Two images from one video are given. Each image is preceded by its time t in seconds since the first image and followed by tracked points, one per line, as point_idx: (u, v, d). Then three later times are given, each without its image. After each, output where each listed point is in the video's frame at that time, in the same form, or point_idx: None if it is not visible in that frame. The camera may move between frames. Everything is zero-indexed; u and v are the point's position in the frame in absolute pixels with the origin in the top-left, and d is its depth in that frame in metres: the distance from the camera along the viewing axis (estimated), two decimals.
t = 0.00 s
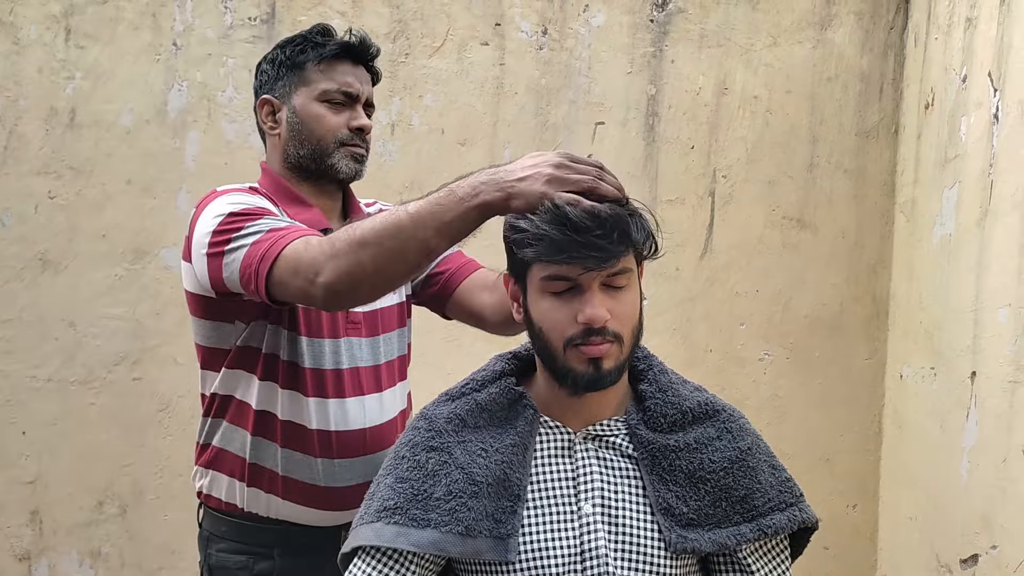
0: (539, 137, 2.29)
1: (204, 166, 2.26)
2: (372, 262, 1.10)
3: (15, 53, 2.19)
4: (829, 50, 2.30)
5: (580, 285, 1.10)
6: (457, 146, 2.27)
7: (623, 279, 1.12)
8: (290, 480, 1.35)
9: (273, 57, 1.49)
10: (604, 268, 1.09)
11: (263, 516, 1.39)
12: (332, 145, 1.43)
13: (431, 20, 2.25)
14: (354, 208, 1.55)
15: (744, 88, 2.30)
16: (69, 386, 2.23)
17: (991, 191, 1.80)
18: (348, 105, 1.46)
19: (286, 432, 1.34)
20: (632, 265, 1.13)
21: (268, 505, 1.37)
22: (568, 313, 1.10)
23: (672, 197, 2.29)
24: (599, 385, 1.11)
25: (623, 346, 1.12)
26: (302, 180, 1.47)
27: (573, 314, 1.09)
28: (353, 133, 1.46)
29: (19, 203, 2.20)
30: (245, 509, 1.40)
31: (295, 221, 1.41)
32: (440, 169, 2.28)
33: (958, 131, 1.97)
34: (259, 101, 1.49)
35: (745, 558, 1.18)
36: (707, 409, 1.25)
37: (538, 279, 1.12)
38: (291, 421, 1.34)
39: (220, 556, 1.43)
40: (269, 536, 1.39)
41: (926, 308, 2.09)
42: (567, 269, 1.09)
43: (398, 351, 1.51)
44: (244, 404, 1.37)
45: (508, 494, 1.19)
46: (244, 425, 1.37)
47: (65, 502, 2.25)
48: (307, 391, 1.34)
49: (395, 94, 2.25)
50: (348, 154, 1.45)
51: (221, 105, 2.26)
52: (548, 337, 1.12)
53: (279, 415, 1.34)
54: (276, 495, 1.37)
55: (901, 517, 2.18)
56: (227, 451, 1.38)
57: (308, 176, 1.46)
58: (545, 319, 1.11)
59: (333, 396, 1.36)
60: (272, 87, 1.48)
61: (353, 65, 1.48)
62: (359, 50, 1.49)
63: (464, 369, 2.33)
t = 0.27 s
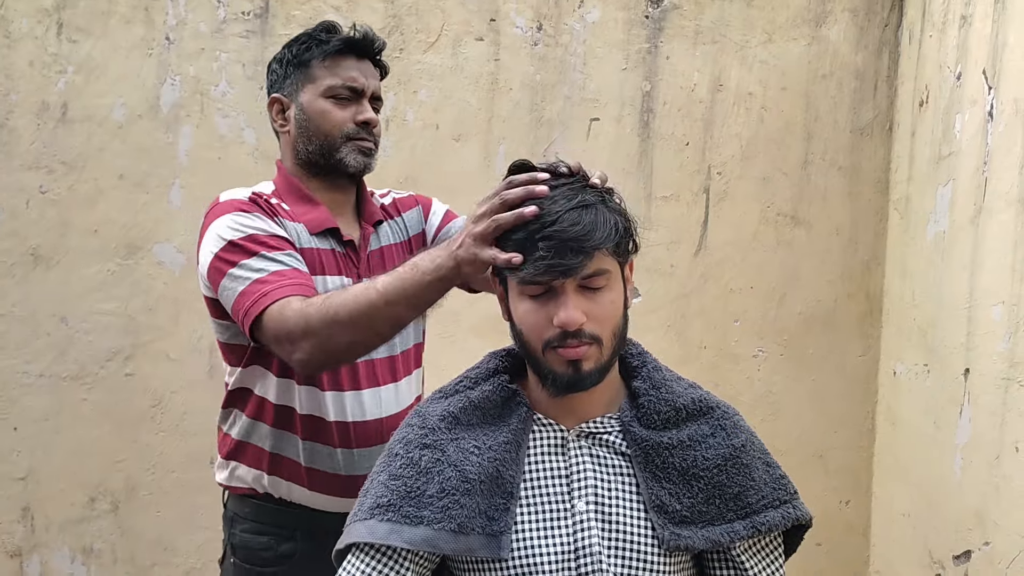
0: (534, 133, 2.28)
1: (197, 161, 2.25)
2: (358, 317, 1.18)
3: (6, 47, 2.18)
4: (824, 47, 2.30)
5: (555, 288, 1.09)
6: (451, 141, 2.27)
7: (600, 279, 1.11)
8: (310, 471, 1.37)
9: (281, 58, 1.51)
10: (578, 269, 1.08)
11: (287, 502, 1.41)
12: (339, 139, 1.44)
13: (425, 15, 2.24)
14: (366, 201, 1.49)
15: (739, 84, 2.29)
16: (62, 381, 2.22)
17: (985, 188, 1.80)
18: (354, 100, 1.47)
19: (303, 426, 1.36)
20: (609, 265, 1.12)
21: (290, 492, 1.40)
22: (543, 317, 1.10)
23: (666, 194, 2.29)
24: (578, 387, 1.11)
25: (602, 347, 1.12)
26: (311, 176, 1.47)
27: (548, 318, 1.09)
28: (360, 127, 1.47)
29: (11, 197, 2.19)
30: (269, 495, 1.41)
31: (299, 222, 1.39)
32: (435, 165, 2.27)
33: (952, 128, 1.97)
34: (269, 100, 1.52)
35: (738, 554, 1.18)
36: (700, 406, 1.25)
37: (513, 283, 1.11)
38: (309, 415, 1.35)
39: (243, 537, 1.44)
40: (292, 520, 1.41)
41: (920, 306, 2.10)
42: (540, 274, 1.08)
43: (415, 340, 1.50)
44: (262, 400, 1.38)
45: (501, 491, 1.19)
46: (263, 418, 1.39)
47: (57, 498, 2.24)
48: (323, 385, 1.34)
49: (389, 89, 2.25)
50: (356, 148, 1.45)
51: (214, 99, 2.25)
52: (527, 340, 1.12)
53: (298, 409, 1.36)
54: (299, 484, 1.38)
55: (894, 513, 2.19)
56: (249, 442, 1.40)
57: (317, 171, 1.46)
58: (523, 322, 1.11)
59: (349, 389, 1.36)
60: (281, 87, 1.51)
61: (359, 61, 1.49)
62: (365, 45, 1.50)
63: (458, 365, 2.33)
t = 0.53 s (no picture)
0: (532, 125, 2.27)
1: (194, 150, 2.23)
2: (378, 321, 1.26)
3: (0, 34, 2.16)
4: (822, 40, 2.29)
5: (565, 285, 1.11)
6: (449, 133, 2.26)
7: (608, 279, 1.13)
8: (363, 457, 1.44)
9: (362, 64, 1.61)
10: (586, 266, 1.10)
11: (341, 486, 1.48)
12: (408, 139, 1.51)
13: (423, 6, 2.24)
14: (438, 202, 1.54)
15: (737, 77, 2.29)
16: (57, 372, 2.21)
17: (983, 182, 1.81)
18: (426, 102, 1.53)
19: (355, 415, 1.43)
20: (618, 265, 1.13)
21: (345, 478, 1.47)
22: (550, 313, 1.11)
23: (664, 186, 2.29)
24: (581, 384, 1.13)
25: (607, 346, 1.13)
26: (388, 176, 1.54)
27: (555, 315, 1.11)
28: (430, 128, 1.53)
29: (5, 187, 2.17)
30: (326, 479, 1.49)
31: (363, 221, 1.45)
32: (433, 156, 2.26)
33: (950, 122, 1.97)
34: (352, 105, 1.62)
35: (738, 548, 1.19)
36: (702, 400, 1.25)
37: (523, 276, 1.13)
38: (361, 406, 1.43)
39: (302, 513, 1.52)
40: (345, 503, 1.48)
41: (916, 300, 2.10)
42: (551, 269, 1.10)
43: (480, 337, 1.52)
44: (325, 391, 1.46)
45: (503, 484, 1.19)
46: (327, 408, 1.46)
47: (53, 488, 2.24)
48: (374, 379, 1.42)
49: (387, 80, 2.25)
50: (425, 148, 1.51)
51: (210, 89, 2.23)
52: (533, 336, 1.13)
53: (351, 400, 1.43)
54: (351, 471, 1.46)
55: (889, 506, 2.20)
56: (309, 427, 1.49)
57: (392, 171, 1.53)
58: (530, 317, 1.13)
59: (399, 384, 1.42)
60: (361, 92, 1.60)
61: (432, 63, 1.54)
62: (441, 48, 1.56)
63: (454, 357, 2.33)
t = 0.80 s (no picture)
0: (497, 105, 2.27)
1: (152, 129, 2.19)
2: (387, 202, 1.28)
3: None
4: (782, 25, 2.34)
5: (565, 266, 1.13)
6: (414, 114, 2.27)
7: (605, 262, 1.16)
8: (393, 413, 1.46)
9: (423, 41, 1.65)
10: (591, 249, 1.12)
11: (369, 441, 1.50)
12: (452, 113, 1.54)
13: None
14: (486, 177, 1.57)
15: (700, 61, 2.32)
16: (13, 354, 2.18)
17: (935, 166, 1.87)
18: (473, 78, 1.55)
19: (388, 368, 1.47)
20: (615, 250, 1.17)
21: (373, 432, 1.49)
22: (549, 294, 1.14)
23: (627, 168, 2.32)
24: (575, 364, 1.16)
25: (599, 327, 1.17)
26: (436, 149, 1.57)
27: (554, 296, 1.13)
28: (475, 103, 1.55)
29: None
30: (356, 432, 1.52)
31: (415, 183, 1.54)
32: (398, 135, 2.28)
33: (905, 107, 2.03)
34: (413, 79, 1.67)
35: (705, 522, 1.24)
36: (671, 380, 1.29)
37: (522, 256, 1.15)
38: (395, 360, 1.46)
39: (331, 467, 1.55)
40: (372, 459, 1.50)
41: (870, 280, 2.17)
42: (554, 250, 1.12)
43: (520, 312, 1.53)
44: (363, 339, 1.51)
45: (477, 465, 1.20)
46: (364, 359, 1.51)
47: (9, 472, 2.21)
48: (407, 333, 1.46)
49: (351, 60, 2.24)
50: (469, 123, 1.54)
51: (169, 66, 2.18)
52: (528, 315, 1.16)
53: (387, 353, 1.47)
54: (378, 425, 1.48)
55: (842, 479, 2.29)
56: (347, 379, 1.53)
57: (440, 145, 1.56)
58: (527, 296, 1.15)
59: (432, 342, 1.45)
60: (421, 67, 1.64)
61: (482, 39, 1.56)
62: (493, 25, 1.58)
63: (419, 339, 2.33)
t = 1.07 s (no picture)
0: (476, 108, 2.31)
1: (134, 132, 2.21)
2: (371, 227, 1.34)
3: None
4: (755, 29, 2.39)
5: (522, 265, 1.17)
6: (395, 117, 2.31)
7: (563, 258, 1.20)
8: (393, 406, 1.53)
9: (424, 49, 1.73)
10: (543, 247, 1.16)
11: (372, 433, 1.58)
12: (445, 119, 1.61)
13: None
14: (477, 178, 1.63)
15: (675, 64, 2.37)
16: None
17: (901, 167, 1.92)
18: (466, 86, 1.62)
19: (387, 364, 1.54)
20: (572, 246, 1.21)
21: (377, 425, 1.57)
22: (509, 292, 1.18)
23: (605, 170, 2.36)
24: (539, 359, 1.20)
25: (561, 322, 1.21)
26: (433, 154, 1.65)
27: (513, 294, 1.17)
28: (467, 111, 1.61)
29: None
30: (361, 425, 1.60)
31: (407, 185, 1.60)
32: (378, 139, 2.30)
33: (873, 109, 2.08)
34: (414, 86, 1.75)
35: (673, 513, 1.28)
36: (639, 375, 1.33)
37: (481, 258, 1.19)
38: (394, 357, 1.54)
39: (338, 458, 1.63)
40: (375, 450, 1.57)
41: (840, 278, 2.23)
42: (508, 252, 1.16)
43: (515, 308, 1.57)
44: (363, 341, 1.57)
45: (451, 459, 1.24)
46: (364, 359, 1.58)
47: None
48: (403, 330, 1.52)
49: (331, 63, 2.27)
50: (460, 130, 1.60)
51: (151, 70, 2.20)
52: (491, 315, 1.20)
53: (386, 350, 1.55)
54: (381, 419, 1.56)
55: (815, 473, 2.34)
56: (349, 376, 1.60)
57: (434, 149, 1.64)
58: (488, 296, 1.19)
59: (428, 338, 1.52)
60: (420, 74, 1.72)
61: (476, 50, 1.64)
62: (488, 36, 1.65)
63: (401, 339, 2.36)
